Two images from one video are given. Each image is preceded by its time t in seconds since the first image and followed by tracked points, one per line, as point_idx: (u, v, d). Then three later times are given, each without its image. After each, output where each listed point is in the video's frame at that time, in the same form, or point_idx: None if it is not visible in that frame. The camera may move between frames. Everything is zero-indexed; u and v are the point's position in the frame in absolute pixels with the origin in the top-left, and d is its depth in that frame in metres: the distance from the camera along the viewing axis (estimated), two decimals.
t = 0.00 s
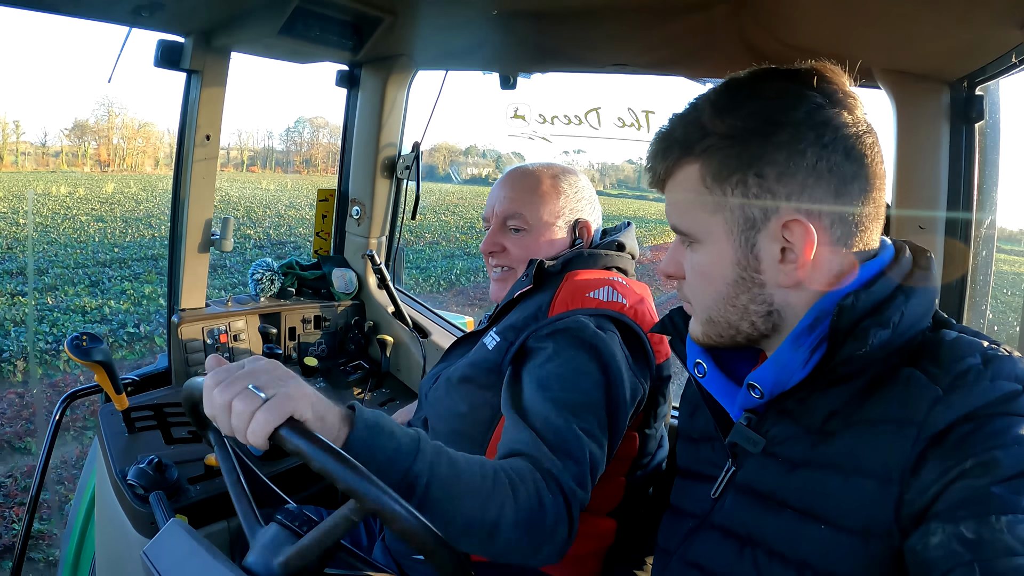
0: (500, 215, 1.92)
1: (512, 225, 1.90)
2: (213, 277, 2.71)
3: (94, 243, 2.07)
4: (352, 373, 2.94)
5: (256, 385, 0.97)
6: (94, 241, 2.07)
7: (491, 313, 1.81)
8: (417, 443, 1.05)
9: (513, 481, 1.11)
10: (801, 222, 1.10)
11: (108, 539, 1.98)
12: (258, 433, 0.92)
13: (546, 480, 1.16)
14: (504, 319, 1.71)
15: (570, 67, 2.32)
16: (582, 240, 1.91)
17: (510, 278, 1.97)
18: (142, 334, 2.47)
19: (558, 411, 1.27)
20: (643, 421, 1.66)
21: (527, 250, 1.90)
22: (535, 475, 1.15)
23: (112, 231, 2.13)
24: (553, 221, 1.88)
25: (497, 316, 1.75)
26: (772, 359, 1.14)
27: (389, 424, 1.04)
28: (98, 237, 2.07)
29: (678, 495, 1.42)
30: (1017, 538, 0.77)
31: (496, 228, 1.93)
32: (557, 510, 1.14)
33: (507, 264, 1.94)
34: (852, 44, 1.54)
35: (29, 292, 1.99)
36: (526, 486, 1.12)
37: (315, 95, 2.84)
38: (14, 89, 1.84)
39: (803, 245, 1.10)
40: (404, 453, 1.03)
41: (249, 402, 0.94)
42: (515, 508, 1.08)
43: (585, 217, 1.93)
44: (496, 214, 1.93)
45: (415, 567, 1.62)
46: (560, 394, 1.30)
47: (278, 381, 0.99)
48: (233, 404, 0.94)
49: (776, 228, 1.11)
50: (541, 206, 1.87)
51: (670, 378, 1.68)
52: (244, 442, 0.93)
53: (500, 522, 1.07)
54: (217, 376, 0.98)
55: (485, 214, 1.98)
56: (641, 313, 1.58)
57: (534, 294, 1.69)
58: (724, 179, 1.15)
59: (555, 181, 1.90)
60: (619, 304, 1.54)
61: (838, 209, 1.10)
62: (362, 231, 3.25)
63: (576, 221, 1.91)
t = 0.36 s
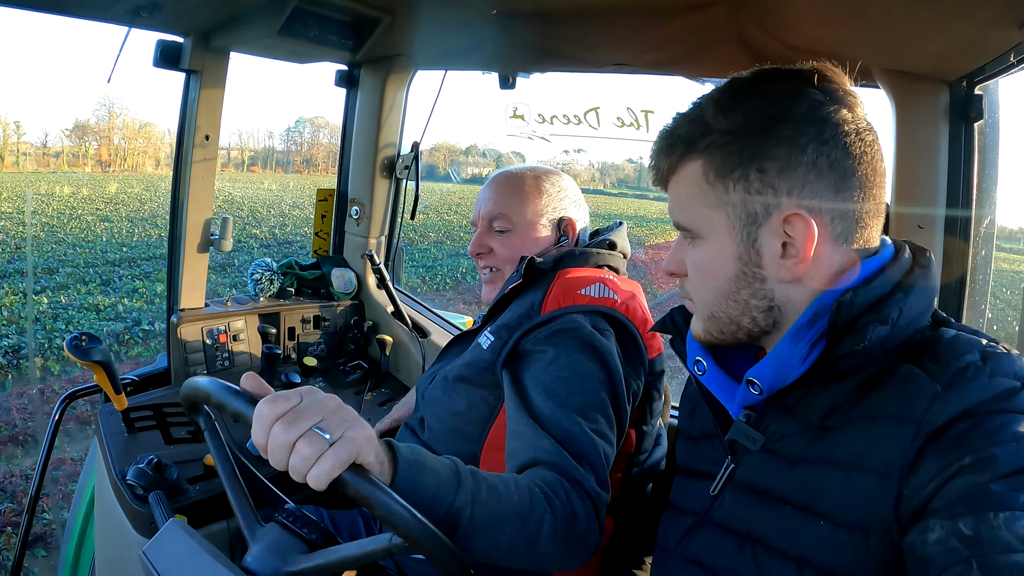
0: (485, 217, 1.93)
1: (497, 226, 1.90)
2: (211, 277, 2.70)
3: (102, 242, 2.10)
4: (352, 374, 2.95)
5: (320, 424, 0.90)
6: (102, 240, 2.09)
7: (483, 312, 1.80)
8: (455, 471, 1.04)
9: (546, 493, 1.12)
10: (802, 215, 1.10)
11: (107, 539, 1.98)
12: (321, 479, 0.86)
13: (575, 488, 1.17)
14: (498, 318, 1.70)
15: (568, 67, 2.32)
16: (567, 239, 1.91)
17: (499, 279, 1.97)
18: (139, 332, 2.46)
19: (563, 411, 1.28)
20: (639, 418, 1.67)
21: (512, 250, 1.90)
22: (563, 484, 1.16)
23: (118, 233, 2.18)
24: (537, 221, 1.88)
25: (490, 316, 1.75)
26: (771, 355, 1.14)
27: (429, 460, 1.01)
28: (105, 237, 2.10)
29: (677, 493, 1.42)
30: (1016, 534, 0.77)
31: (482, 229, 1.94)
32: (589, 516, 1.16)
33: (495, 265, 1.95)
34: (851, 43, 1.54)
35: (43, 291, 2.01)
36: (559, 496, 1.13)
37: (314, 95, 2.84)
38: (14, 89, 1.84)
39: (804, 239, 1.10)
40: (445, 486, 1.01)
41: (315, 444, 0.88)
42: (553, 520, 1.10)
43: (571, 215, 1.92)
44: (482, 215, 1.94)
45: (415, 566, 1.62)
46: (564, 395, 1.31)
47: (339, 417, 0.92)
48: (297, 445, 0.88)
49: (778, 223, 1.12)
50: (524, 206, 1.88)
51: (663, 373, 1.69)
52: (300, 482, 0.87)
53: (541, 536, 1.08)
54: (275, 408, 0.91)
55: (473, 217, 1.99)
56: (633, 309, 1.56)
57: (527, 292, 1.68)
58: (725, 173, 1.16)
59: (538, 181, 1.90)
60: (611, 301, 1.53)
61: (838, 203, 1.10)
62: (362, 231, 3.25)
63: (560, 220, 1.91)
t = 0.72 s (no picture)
0: (500, 214, 1.92)
1: (512, 224, 1.89)
2: (216, 273, 2.72)
3: (110, 238, 2.12)
4: (353, 371, 2.94)
5: (236, 371, 1.01)
6: (109, 236, 2.11)
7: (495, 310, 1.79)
8: (406, 433, 1.10)
9: (501, 474, 1.13)
10: (809, 211, 1.09)
11: (109, 536, 1.98)
12: (233, 413, 0.97)
13: (535, 472, 1.18)
14: (508, 318, 1.70)
15: (571, 64, 2.32)
16: (581, 240, 1.91)
17: (510, 277, 1.97)
18: (142, 328, 2.46)
19: (555, 406, 1.27)
20: (644, 421, 1.67)
21: (526, 250, 1.89)
22: (524, 468, 1.16)
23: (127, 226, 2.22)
24: (553, 221, 1.88)
25: (500, 315, 1.76)
26: (774, 354, 1.14)
27: (378, 416, 1.09)
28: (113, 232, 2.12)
29: (678, 492, 1.42)
30: (1018, 534, 0.77)
31: (496, 227, 1.93)
32: (544, 502, 1.15)
33: (507, 264, 1.94)
34: (855, 42, 1.53)
35: (58, 286, 2.02)
36: (515, 480, 1.14)
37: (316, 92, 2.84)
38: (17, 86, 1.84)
39: (811, 235, 1.10)
40: (392, 443, 1.07)
41: (228, 386, 0.99)
42: (501, 500, 1.10)
43: (585, 216, 1.93)
44: (496, 213, 1.93)
45: (416, 564, 1.63)
46: (561, 393, 1.30)
47: (259, 366, 1.03)
48: (213, 391, 0.99)
49: (784, 218, 1.11)
50: (541, 205, 1.87)
51: (671, 378, 1.69)
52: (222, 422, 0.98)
53: (485, 513, 1.09)
54: (205, 363, 1.02)
55: (486, 214, 1.98)
56: (644, 313, 1.56)
57: (538, 293, 1.68)
58: (734, 169, 1.15)
59: (554, 181, 1.90)
60: (621, 304, 1.53)
61: (845, 201, 1.10)
62: (364, 229, 3.25)
63: (575, 221, 1.91)
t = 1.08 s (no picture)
0: (512, 212, 1.91)
1: (524, 222, 1.88)
2: (221, 271, 2.74)
3: (121, 237, 2.21)
4: (353, 371, 2.95)
5: (191, 357, 1.12)
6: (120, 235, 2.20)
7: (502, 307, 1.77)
8: (356, 408, 1.19)
9: (451, 459, 1.20)
10: (805, 208, 1.09)
11: (110, 536, 1.98)
12: (193, 388, 1.07)
13: (487, 461, 1.24)
14: (511, 318, 1.70)
15: (572, 65, 2.32)
16: (592, 242, 1.90)
17: (518, 276, 1.96)
18: (141, 326, 2.45)
19: (534, 406, 1.29)
20: (647, 423, 1.66)
21: (538, 249, 1.88)
22: (476, 456, 1.23)
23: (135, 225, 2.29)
24: (566, 220, 1.87)
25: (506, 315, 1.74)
26: (773, 355, 1.14)
27: (328, 389, 1.18)
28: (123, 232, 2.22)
29: (678, 493, 1.42)
30: (1018, 536, 0.77)
31: (508, 224, 1.92)
32: (495, 490, 1.21)
33: (516, 262, 1.94)
34: (855, 43, 1.53)
35: (72, 283, 2.06)
36: (463, 464, 1.20)
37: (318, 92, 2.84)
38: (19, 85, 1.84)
39: (806, 232, 1.10)
40: (339, 415, 1.17)
41: (184, 368, 1.10)
42: (447, 483, 1.17)
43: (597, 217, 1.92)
44: (508, 210, 1.92)
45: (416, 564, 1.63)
46: (545, 391, 1.31)
47: (212, 352, 1.14)
48: (174, 378, 1.10)
49: (780, 216, 1.11)
50: (554, 204, 1.86)
51: (675, 383, 1.68)
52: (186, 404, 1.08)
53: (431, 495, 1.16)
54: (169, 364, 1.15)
55: (498, 211, 1.97)
56: (649, 316, 1.57)
57: (542, 295, 1.67)
58: (731, 167, 1.16)
59: (568, 180, 1.89)
60: (627, 307, 1.54)
61: (842, 199, 1.09)
62: (364, 229, 3.24)
63: (588, 222, 1.90)
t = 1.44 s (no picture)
0: (516, 210, 1.91)
1: (528, 221, 1.88)
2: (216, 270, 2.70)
3: (131, 236, 2.26)
4: (354, 369, 2.94)
5: (199, 357, 1.13)
6: (129, 232, 2.24)
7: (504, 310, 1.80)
8: (361, 413, 1.19)
9: (456, 465, 1.19)
10: (802, 207, 1.09)
11: (110, 534, 1.99)
12: (199, 386, 1.07)
13: (492, 465, 1.23)
14: (514, 319, 1.70)
15: (573, 64, 2.32)
16: (596, 242, 1.90)
17: (521, 276, 1.97)
18: (141, 326, 2.44)
19: (538, 410, 1.29)
20: (649, 424, 1.66)
21: (542, 249, 1.88)
22: (481, 461, 1.23)
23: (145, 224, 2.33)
24: (571, 220, 1.87)
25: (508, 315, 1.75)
26: (774, 356, 1.13)
27: (333, 396, 1.18)
28: (132, 230, 2.25)
29: (678, 493, 1.43)
30: (1018, 537, 0.77)
31: (511, 223, 1.92)
32: (500, 494, 1.21)
33: (519, 261, 1.94)
34: (856, 43, 1.53)
35: (87, 280, 2.08)
36: (469, 471, 1.20)
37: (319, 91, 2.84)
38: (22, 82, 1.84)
39: (803, 231, 1.10)
40: (344, 421, 1.17)
41: (191, 367, 1.11)
42: (452, 489, 1.17)
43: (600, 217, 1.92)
44: (512, 208, 1.92)
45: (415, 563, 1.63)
46: (549, 394, 1.31)
47: (220, 352, 1.15)
48: (180, 376, 1.11)
49: (778, 215, 1.11)
50: (559, 203, 1.87)
51: (677, 382, 1.68)
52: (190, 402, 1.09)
53: (436, 501, 1.16)
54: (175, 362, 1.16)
55: (501, 209, 1.98)
56: (651, 317, 1.58)
57: (545, 296, 1.67)
58: (729, 167, 1.16)
59: (573, 179, 1.89)
60: (630, 309, 1.54)
61: (840, 198, 1.09)
62: (365, 228, 3.24)
63: (591, 222, 1.90)
